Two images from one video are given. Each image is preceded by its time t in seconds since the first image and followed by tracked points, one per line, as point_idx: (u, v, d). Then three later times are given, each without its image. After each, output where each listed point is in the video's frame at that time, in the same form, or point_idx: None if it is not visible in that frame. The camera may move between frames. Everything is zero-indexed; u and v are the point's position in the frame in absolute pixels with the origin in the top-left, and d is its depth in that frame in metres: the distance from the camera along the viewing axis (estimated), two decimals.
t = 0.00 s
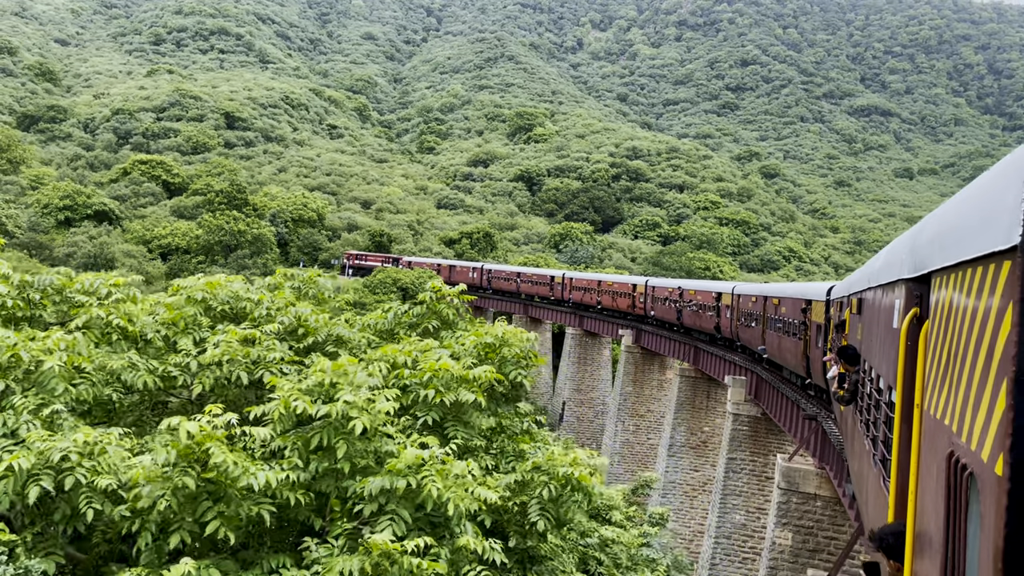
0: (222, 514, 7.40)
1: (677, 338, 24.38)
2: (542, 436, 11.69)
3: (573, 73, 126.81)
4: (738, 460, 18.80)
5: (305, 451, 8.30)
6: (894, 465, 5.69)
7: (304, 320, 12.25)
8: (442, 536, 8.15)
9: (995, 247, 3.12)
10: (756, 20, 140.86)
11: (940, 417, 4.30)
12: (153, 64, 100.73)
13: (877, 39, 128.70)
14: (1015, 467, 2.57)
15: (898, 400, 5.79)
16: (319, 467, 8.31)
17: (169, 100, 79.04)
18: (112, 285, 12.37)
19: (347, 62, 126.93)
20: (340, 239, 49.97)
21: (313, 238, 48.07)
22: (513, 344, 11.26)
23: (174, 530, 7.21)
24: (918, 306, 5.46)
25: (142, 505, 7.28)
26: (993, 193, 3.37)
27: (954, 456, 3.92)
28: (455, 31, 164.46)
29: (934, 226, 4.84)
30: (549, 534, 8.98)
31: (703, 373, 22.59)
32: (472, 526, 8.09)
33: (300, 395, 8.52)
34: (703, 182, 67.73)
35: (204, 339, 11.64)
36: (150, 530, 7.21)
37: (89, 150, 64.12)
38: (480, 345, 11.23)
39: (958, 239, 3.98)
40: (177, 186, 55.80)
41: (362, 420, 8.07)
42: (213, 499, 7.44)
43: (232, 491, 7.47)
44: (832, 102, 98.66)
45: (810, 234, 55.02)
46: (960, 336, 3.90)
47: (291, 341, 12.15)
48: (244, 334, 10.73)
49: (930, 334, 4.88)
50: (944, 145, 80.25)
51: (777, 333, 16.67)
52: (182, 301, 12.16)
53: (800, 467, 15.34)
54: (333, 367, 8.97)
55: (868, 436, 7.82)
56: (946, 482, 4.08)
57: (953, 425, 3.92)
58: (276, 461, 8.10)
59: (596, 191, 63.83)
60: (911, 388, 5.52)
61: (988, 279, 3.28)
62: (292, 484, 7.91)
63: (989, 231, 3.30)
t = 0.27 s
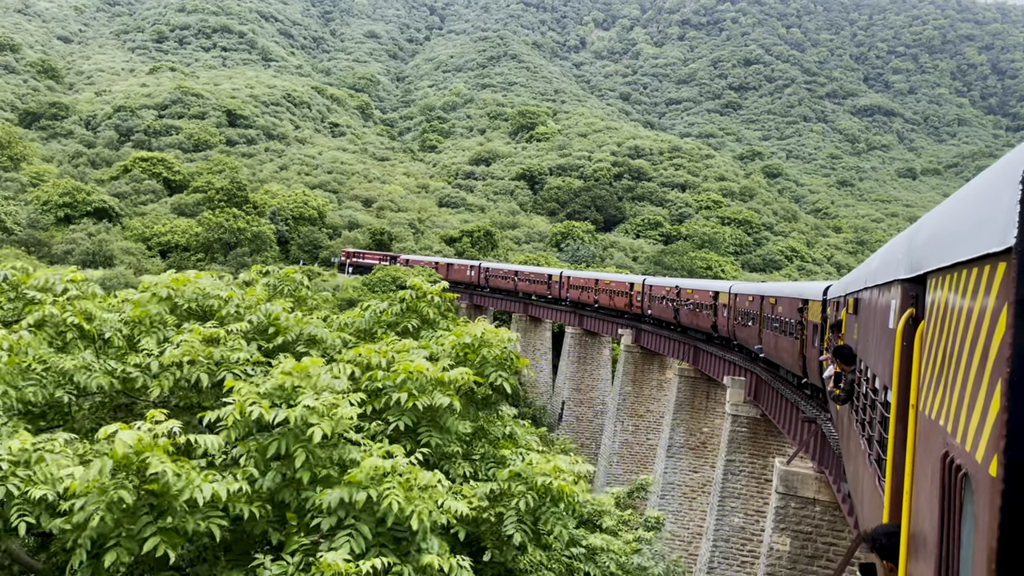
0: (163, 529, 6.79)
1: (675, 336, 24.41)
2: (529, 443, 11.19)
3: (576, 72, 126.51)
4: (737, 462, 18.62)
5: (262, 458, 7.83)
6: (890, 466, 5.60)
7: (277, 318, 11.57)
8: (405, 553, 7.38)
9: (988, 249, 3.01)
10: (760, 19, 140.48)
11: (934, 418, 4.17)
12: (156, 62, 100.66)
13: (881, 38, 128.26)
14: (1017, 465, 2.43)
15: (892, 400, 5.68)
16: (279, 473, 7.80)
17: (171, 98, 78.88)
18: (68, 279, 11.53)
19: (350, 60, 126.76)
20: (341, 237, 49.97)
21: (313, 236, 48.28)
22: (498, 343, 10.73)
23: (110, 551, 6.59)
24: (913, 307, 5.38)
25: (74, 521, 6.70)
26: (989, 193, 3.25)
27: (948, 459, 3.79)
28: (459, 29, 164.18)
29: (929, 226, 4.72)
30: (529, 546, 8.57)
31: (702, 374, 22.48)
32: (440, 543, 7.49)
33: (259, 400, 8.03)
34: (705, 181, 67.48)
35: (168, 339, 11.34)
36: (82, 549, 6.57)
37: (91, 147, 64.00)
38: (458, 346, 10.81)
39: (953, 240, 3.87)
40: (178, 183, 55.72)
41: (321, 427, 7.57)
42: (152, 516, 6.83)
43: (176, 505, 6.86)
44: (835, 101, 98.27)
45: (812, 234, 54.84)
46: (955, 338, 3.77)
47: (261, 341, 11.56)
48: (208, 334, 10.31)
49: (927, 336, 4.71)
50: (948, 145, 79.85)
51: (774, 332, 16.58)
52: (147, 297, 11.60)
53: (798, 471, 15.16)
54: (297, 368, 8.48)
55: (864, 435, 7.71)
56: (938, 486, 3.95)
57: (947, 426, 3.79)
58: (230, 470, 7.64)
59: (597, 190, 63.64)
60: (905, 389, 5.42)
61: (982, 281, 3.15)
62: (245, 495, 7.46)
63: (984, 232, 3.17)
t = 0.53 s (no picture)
0: (92, 548, 5.85)
1: (672, 335, 24.34)
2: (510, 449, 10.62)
3: (579, 70, 126.22)
4: (735, 464, 18.39)
5: (211, 468, 7.23)
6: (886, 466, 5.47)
7: (245, 316, 10.64)
8: (363, 572, 6.71)
9: (986, 249, 2.94)
10: (763, 18, 140.05)
11: (931, 421, 4.08)
12: (158, 59, 100.41)
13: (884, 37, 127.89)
14: (1015, 468, 2.37)
15: (891, 401, 5.55)
16: (230, 484, 7.18)
17: (172, 95, 78.66)
18: (19, 274, 10.84)
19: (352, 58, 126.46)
20: (341, 235, 49.92)
21: (314, 234, 48.25)
22: (476, 342, 9.89)
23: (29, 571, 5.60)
24: (910, 308, 5.24)
25: None
26: (986, 192, 3.17)
27: (944, 461, 3.72)
28: (462, 27, 163.70)
29: (927, 226, 4.61)
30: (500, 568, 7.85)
31: (702, 374, 22.22)
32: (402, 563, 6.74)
33: (208, 405, 7.38)
34: (708, 180, 67.21)
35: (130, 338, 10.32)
36: None
37: (92, 144, 63.79)
38: (434, 348, 9.89)
39: (950, 240, 3.79)
40: (178, 180, 55.53)
41: (275, 436, 6.99)
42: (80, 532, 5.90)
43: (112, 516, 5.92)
44: (838, 101, 97.88)
45: (814, 233, 54.65)
46: (951, 339, 3.70)
47: (227, 341, 10.64)
48: (168, 333, 9.49)
49: (924, 336, 4.61)
50: (951, 145, 79.50)
51: (771, 331, 16.37)
52: (108, 292, 10.83)
53: (797, 475, 14.94)
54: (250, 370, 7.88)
55: (860, 436, 7.50)
56: (936, 488, 3.86)
57: (944, 428, 3.71)
58: (175, 483, 6.97)
59: (599, 188, 63.37)
60: (901, 390, 5.30)
61: (979, 282, 3.09)
62: (192, 509, 6.68)
63: (980, 232, 3.11)
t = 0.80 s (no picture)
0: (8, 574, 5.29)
1: (668, 334, 24.31)
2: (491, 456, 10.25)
3: (580, 69, 125.77)
4: (734, 466, 18.17)
5: (149, 481, 6.82)
6: (881, 467, 5.44)
7: (206, 314, 10.05)
8: None
9: (985, 253, 3.08)
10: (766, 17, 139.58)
11: (929, 421, 4.17)
12: (158, 56, 100.08)
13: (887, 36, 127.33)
14: (1013, 469, 2.59)
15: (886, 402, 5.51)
16: (174, 499, 6.78)
17: (172, 92, 78.39)
18: None
19: (353, 56, 126.02)
20: (340, 233, 49.91)
21: (312, 232, 48.22)
22: (446, 344, 9.57)
23: None
24: (905, 309, 5.14)
25: None
26: (985, 200, 3.29)
27: (941, 459, 3.84)
28: (463, 25, 162.89)
29: (923, 230, 4.64)
30: None
31: (700, 374, 22.07)
32: None
33: (147, 411, 6.94)
34: (709, 179, 66.94)
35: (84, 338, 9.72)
36: None
37: (91, 141, 63.53)
38: (406, 348, 9.66)
39: (948, 245, 3.88)
40: (177, 177, 55.34)
41: (217, 446, 6.62)
42: None
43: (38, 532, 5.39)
44: (841, 100, 97.38)
45: (816, 233, 54.43)
46: (951, 339, 3.80)
47: (186, 341, 10.01)
48: (122, 333, 9.07)
49: (920, 339, 4.69)
50: (954, 145, 79.15)
51: (767, 330, 16.24)
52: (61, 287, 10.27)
53: (795, 480, 14.73)
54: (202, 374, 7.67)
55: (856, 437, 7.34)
56: (934, 485, 3.95)
57: (942, 426, 3.82)
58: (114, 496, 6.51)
59: (600, 187, 63.08)
60: (896, 394, 5.30)
61: (978, 288, 3.24)
62: (128, 525, 6.18)
63: (979, 236, 3.25)
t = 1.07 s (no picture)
0: None
1: (665, 332, 24.19)
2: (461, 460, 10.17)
3: (582, 68, 125.47)
4: (733, 468, 17.97)
5: (80, 495, 6.53)
6: (877, 467, 5.27)
7: (164, 312, 9.83)
8: None
9: (984, 253, 2.93)
10: (769, 15, 139.13)
11: (927, 420, 4.01)
12: (160, 53, 99.92)
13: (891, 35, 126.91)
14: (1014, 471, 2.45)
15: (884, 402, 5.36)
16: (111, 512, 6.63)
17: (173, 89, 78.20)
18: None
19: (356, 53, 125.77)
20: (340, 231, 49.84)
21: (312, 230, 48.08)
22: (413, 345, 9.09)
23: None
24: (905, 309, 4.94)
25: None
26: (985, 198, 3.11)
27: (939, 461, 3.69)
28: (466, 23, 162.30)
29: (923, 226, 4.46)
30: None
31: (699, 374, 21.92)
32: None
33: (80, 419, 6.66)
34: (710, 178, 66.69)
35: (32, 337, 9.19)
36: None
37: (92, 138, 63.35)
38: (375, 349, 9.17)
39: (947, 242, 3.71)
40: (177, 175, 55.18)
41: (151, 457, 6.34)
42: None
43: None
44: (844, 99, 97.00)
45: (818, 232, 54.19)
46: (950, 336, 3.63)
47: (143, 341, 9.78)
48: (66, 334, 8.69)
49: (919, 338, 4.50)
50: (956, 144, 78.82)
51: (764, 329, 16.06)
52: (11, 281, 9.65)
53: (794, 485, 14.52)
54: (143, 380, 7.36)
55: (852, 436, 7.17)
56: (934, 487, 3.79)
57: (941, 427, 3.67)
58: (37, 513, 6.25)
59: (601, 185, 62.84)
60: (895, 394, 5.13)
61: (978, 287, 3.09)
62: (52, 542, 5.98)
63: (980, 234, 3.08)
